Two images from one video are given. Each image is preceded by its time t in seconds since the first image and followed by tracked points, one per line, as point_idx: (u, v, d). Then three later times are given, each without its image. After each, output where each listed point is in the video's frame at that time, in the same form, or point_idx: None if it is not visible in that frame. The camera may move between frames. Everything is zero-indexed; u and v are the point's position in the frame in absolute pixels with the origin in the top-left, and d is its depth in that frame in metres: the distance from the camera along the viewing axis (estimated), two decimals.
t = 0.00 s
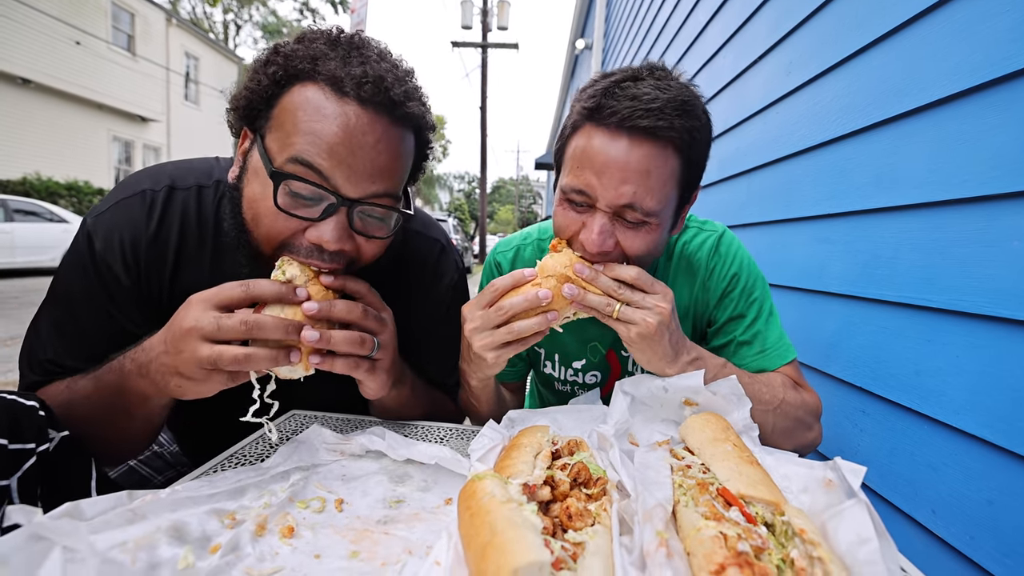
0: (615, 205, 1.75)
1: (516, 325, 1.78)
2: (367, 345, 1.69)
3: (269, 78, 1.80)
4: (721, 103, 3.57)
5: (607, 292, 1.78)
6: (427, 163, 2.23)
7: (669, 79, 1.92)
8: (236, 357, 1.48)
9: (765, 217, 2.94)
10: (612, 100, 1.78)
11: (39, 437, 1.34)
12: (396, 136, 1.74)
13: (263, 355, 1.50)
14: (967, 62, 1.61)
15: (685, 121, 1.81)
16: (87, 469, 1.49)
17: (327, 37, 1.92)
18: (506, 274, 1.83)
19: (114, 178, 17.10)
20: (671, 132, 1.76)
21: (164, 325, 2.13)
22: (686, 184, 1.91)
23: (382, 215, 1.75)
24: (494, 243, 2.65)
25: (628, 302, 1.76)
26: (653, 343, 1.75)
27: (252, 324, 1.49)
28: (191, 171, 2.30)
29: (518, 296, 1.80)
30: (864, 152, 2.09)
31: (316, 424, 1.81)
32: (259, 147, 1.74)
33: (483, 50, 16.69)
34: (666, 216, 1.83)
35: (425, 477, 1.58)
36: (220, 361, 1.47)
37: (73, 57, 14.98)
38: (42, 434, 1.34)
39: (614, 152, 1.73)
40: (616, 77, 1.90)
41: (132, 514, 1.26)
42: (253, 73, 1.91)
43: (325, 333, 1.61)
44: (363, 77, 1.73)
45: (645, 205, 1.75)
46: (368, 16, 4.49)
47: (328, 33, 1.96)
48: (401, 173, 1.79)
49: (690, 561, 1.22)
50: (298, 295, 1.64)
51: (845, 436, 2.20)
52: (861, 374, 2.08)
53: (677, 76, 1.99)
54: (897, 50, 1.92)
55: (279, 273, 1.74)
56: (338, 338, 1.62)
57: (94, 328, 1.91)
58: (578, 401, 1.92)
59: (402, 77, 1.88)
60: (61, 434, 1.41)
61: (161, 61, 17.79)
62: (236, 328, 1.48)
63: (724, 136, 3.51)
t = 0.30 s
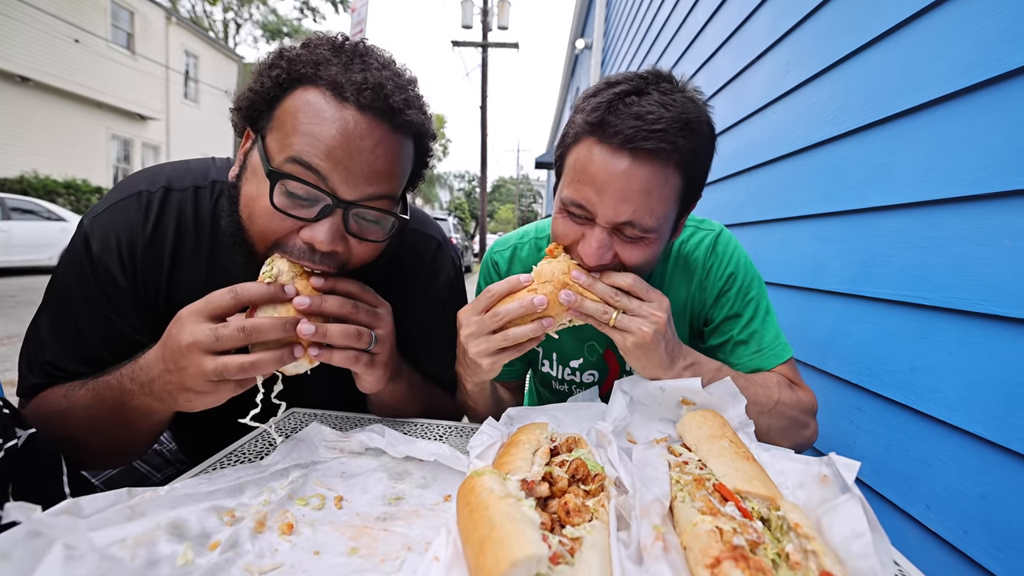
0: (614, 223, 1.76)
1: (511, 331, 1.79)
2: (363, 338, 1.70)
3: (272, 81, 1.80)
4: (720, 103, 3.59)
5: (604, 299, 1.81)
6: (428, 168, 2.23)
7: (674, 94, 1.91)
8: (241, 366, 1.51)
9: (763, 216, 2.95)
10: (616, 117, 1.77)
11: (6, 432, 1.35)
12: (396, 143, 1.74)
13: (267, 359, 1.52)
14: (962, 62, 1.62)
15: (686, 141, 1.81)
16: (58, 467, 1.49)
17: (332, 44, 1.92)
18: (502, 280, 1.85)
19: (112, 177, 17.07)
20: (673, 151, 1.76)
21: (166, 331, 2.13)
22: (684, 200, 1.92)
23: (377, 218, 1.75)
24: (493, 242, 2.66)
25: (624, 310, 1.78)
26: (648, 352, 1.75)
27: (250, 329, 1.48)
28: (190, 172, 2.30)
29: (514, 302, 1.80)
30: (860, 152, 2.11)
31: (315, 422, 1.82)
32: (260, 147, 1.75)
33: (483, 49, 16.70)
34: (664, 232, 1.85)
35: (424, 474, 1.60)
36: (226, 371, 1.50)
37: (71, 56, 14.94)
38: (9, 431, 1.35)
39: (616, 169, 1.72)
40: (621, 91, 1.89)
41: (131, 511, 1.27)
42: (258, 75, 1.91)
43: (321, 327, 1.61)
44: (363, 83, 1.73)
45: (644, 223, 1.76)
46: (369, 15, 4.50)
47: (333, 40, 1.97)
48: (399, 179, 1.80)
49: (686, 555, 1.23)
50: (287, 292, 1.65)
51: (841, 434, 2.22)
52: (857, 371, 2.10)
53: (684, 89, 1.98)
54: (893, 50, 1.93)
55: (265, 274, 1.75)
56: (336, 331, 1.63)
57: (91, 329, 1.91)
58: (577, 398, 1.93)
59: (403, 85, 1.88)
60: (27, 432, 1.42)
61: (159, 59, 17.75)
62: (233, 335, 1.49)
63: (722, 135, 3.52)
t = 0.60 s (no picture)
0: (612, 231, 1.78)
1: (511, 338, 1.79)
2: (365, 336, 1.70)
3: (278, 85, 1.82)
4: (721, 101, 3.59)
5: (605, 303, 1.80)
6: (433, 172, 2.24)
7: (672, 100, 1.90)
8: (247, 365, 1.52)
9: (764, 215, 2.96)
10: (612, 126, 1.77)
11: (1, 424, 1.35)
12: (396, 153, 1.75)
13: (271, 358, 1.54)
14: (963, 60, 1.63)
15: (683, 149, 1.81)
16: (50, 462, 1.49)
17: (340, 50, 1.93)
18: (501, 286, 1.85)
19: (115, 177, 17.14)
20: (670, 160, 1.77)
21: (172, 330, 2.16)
22: (683, 206, 1.93)
23: (374, 225, 1.75)
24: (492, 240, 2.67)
25: (625, 313, 1.77)
26: (649, 357, 1.76)
27: (255, 329, 1.51)
28: (190, 171, 2.32)
29: (514, 309, 1.81)
30: (861, 150, 2.11)
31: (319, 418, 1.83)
32: (262, 150, 1.77)
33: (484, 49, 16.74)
34: (663, 238, 1.86)
35: (427, 470, 1.61)
36: (231, 370, 1.51)
37: (75, 56, 15.02)
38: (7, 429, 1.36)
39: (613, 179, 1.73)
40: (619, 97, 1.89)
41: (141, 504, 1.29)
42: (266, 76, 1.91)
43: (323, 326, 1.62)
44: (367, 92, 1.74)
45: (642, 230, 1.77)
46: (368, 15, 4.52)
47: (340, 45, 1.97)
48: (399, 187, 1.81)
49: (687, 548, 1.25)
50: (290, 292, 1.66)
51: (842, 432, 2.23)
52: (858, 368, 2.10)
53: (683, 92, 1.97)
54: (895, 47, 1.94)
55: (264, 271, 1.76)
56: (337, 330, 1.64)
57: (98, 328, 1.93)
58: (578, 396, 1.94)
59: (407, 95, 1.87)
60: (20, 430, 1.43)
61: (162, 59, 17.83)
62: (237, 337, 1.51)
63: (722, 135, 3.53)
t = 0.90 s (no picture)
0: (611, 229, 1.77)
1: (509, 345, 1.79)
2: (362, 340, 1.72)
3: (266, 91, 1.79)
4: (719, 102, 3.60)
5: (600, 304, 1.77)
6: (428, 172, 2.23)
7: (675, 102, 1.90)
8: (244, 368, 1.51)
9: (761, 214, 2.97)
10: (615, 125, 1.78)
11: None
12: (388, 161, 1.73)
13: (269, 361, 1.53)
14: (960, 61, 1.63)
15: (684, 151, 1.82)
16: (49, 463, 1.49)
17: (328, 53, 1.89)
18: (498, 291, 1.85)
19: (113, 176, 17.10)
20: (671, 162, 1.77)
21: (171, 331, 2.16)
22: (682, 208, 1.93)
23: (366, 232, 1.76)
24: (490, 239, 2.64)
25: (621, 315, 1.76)
26: (645, 357, 1.76)
27: (252, 333, 1.50)
28: (187, 169, 2.31)
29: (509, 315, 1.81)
30: (858, 150, 2.12)
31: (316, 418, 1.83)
32: (251, 160, 1.75)
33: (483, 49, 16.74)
34: (661, 239, 1.86)
35: (425, 470, 1.61)
36: (229, 374, 1.51)
37: (73, 55, 14.99)
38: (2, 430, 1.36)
39: (614, 177, 1.74)
40: (623, 97, 1.89)
41: (136, 505, 1.29)
42: (256, 79, 1.88)
43: (322, 330, 1.62)
44: (355, 100, 1.70)
45: (641, 230, 1.77)
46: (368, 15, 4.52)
47: (330, 48, 1.93)
48: (391, 194, 1.79)
49: (683, 547, 1.25)
50: (288, 295, 1.66)
51: (838, 430, 2.23)
52: (854, 368, 2.11)
53: (688, 95, 1.98)
54: (891, 48, 1.94)
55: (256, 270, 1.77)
56: (337, 335, 1.65)
57: (96, 328, 1.93)
58: (575, 395, 1.95)
59: (396, 102, 1.84)
60: (15, 433, 1.43)
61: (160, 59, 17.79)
62: (235, 342, 1.51)
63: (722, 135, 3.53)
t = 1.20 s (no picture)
0: (611, 226, 1.77)
1: (506, 347, 1.79)
2: (359, 345, 1.73)
3: (265, 96, 1.77)
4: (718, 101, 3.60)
5: (597, 302, 1.77)
6: (428, 174, 2.22)
7: (683, 104, 1.91)
8: (242, 367, 1.51)
9: (760, 214, 2.98)
10: (622, 123, 1.78)
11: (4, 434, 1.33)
12: (389, 168, 1.73)
13: (268, 361, 1.53)
14: (959, 60, 1.63)
15: (689, 154, 1.82)
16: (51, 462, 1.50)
17: (330, 57, 1.87)
18: (494, 292, 1.82)
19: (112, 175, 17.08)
20: (675, 163, 1.77)
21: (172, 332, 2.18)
22: (683, 211, 1.94)
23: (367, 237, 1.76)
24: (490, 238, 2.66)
25: (618, 312, 1.76)
26: (643, 354, 1.76)
27: (253, 333, 1.51)
28: (186, 168, 2.31)
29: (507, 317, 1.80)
30: (857, 149, 2.12)
31: (316, 417, 1.83)
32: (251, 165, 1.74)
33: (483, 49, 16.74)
34: (660, 239, 1.87)
35: (425, 469, 1.61)
36: (227, 373, 1.50)
37: (72, 54, 14.98)
38: (7, 431, 1.36)
39: (618, 176, 1.74)
40: (632, 96, 1.90)
41: (137, 503, 1.30)
42: (256, 80, 1.87)
43: (324, 334, 1.64)
44: (356, 107, 1.69)
45: (639, 229, 1.77)
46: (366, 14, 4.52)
47: (330, 52, 1.91)
48: (391, 200, 1.79)
49: (684, 546, 1.25)
50: (292, 297, 1.65)
51: (837, 429, 2.23)
52: (853, 367, 2.11)
53: (695, 98, 1.98)
54: (891, 48, 1.94)
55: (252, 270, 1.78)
56: (337, 340, 1.66)
57: (97, 329, 1.94)
58: (575, 394, 1.95)
59: (398, 109, 1.83)
60: (21, 432, 1.43)
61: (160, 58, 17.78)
62: (235, 340, 1.51)
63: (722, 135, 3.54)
